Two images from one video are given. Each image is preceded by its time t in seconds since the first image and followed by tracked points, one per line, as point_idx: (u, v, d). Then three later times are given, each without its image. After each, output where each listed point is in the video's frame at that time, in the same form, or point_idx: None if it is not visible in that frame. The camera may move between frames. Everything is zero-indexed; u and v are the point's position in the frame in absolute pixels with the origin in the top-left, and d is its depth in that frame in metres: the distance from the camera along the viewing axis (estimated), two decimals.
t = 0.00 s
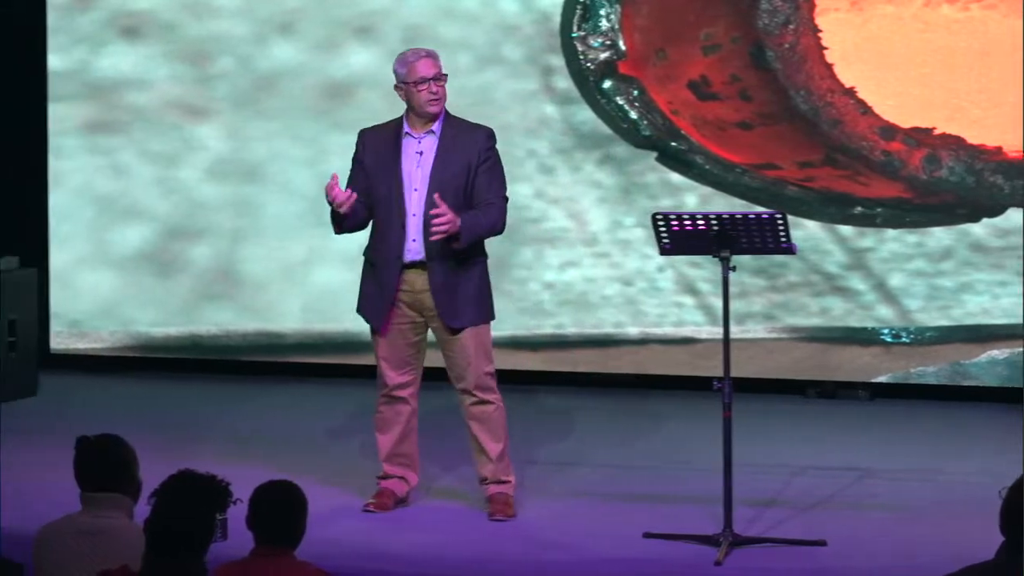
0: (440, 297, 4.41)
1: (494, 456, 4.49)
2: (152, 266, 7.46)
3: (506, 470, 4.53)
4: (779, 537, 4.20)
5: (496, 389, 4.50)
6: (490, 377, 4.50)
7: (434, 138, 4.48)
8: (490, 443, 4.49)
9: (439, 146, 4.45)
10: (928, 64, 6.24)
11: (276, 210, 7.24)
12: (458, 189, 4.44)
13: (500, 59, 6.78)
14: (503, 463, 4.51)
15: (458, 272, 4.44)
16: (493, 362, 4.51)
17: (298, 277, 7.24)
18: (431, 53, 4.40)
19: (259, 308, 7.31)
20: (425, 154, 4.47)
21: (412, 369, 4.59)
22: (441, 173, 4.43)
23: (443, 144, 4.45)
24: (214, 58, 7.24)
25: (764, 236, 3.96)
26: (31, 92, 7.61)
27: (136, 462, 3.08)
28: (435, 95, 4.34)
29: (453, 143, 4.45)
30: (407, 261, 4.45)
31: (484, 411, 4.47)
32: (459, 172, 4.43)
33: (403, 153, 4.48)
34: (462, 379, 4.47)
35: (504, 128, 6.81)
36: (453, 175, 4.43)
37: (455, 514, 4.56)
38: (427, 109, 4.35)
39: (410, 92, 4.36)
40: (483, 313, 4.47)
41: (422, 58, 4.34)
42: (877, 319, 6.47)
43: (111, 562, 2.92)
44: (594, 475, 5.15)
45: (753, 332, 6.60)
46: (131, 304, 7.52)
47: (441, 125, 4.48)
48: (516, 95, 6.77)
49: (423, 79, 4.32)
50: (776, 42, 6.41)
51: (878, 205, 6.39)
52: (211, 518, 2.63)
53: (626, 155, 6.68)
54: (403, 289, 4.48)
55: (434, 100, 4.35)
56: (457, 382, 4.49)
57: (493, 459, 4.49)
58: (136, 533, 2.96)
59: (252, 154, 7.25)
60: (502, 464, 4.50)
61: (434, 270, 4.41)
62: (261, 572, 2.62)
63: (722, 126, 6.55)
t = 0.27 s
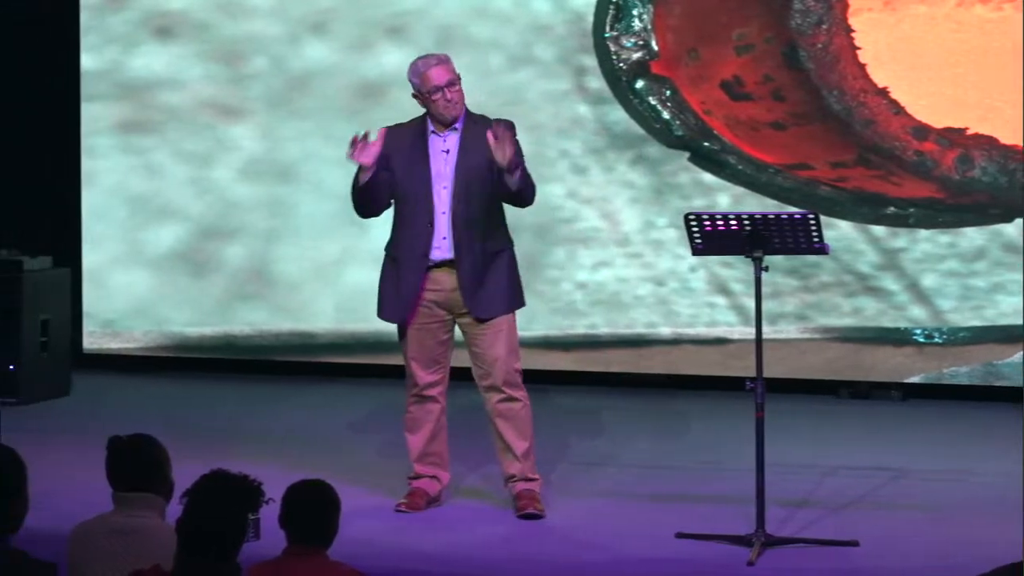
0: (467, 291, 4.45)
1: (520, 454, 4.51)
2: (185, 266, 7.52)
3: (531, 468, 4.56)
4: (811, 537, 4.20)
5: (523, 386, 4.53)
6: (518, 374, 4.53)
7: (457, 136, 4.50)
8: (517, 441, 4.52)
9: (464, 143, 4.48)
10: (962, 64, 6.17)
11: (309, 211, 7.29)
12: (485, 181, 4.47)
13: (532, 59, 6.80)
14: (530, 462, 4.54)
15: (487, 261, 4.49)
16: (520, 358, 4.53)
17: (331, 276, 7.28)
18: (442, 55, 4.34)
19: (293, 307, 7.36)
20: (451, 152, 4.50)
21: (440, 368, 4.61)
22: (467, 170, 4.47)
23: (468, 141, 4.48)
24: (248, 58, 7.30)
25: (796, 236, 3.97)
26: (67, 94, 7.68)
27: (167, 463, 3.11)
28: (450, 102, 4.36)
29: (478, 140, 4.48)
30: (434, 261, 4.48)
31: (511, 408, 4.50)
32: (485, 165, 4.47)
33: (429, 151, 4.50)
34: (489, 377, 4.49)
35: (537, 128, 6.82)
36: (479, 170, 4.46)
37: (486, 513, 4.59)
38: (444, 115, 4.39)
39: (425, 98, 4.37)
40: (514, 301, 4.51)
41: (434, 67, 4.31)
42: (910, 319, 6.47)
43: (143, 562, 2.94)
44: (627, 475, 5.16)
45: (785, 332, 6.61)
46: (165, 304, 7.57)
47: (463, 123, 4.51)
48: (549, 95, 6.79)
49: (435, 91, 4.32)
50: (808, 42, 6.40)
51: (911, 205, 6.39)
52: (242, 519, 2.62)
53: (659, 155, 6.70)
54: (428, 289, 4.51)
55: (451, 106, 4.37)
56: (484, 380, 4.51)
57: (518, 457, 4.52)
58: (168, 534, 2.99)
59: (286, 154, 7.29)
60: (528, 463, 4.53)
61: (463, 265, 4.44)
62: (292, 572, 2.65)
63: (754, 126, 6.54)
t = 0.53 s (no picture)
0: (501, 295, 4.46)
1: (552, 457, 4.52)
2: (208, 266, 7.55)
3: (562, 471, 4.56)
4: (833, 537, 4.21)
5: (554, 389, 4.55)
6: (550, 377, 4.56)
7: (490, 139, 4.53)
8: (548, 444, 4.53)
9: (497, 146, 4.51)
10: (984, 64, 6.19)
11: (332, 211, 7.32)
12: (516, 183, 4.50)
13: (554, 59, 6.81)
14: (560, 465, 4.55)
15: (519, 267, 4.50)
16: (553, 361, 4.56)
17: (353, 276, 7.32)
18: (465, 61, 4.36)
19: (316, 307, 7.39)
20: (483, 155, 4.53)
21: (469, 370, 4.63)
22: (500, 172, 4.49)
23: (500, 144, 4.51)
24: (271, 58, 7.33)
25: (818, 236, 3.98)
26: (88, 94, 7.71)
27: (189, 462, 3.14)
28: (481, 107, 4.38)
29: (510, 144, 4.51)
30: (467, 262, 4.51)
31: (542, 410, 4.51)
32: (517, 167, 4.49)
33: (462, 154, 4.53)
34: (523, 379, 4.51)
35: (559, 128, 6.82)
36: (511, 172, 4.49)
37: (508, 514, 4.61)
38: (476, 120, 4.41)
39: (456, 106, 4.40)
40: (548, 305, 4.51)
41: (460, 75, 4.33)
42: (931, 319, 6.47)
43: (165, 562, 2.96)
44: (648, 475, 5.18)
45: (806, 332, 6.61)
46: (187, 304, 7.61)
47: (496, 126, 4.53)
48: (571, 95, 6.79)
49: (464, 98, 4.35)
50: (831, 42, 6.40)
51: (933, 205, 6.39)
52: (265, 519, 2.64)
53: (681, 155, 6.70)
54: (462, 291, 4.53)
55: (481, 111, 4.39)
56: (516, 383, 4.53)
57: (550, 460, 4.52)
58: (189, 532, 3.02)
59: (308, 154, 7.32)
60: (558, 467, 4.54)
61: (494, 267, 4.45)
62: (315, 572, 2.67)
63: (776, 126, 6.54)
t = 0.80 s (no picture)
0: (527, 296, 4.47)
1: (561, 458, 4.53)
2: (209, 266, 7.55)
3: (566, 473, 4.56)
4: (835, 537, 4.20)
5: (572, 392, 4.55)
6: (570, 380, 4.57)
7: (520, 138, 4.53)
8: (557, 445, 4.53)
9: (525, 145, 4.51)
10: (988, 65, 6.20)
11: (335, 211, 7.32)
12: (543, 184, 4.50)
13: (557, 59, 6.81)
14: (567, 467, 4.56)
15: (546, 269, 4.51)
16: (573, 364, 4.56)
17: (356, 276, 7.33)
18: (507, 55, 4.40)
19: (318, 307, 7.40)
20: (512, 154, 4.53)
21: (490, 372, 4.62)
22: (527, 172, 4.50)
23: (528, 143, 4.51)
24: (273, 58, 7.33)
25: (820, 236, 3.98)
26: (89, 95, 7.72)
27: (191, 462, 3.14)
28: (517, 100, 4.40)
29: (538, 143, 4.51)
30: (496, 261, 4.51)
31: (556, 411, 4.52)
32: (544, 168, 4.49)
33: (492, 152, 4.55)
34: (543, 380, 4.52)
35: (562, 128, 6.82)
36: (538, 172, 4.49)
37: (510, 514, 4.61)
38: (511, 113, 4.42)
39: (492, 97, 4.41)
40: (575, 307, 4.53)
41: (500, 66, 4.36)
42: (934, 319, 6.47)
43: (167, 562, 2.97)
44: (650, 475, 5.18)
45: (809, 332, 6.60)
46: (189, 304, 7.61)
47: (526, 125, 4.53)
48: (574, 95, 6.79)
49: (502, 88, 4.37)
50: (833, 42, 6.39)
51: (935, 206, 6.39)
52: (267, 519, 2.64)
53: (683, 155, 6.70)
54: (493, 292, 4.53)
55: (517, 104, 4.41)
56: (536, 382, 4.54)
57: (557, 461, 4.53)
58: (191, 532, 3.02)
59: (311, 154, 7.33)
60: (563, 469, 4.54)
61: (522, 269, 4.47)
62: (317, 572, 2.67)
63: (779, 126, 6.54)
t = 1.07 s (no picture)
0: (535, 296, 4.46)
1: (558, 460, 4.53)
2: (202, 266, 7.54)
3: (562, 474, 4.56)
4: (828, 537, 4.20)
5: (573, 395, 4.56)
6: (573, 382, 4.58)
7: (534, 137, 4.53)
8: (555, 447, 4.54)
9: (540, 144, 4.51)
10: (982, 65, 6.21)
11: (328, 211, 7.31)
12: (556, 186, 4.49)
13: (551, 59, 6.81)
14: (563, 468, 4.56)
15: (556, 270, 4.49)
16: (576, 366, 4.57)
17: (349, 276, 7.32)
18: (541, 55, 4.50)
19: (311, 307, 7.39)
20: (526, 153, 4.53)
21: (490, 369, 4.61)
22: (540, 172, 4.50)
23: (542, 143, 4.51)
24: (266, 58, 7.32)
25: (815, 236, 3.98)
26: (82, 95, 7.70)
27: (186, 462, 3.14)
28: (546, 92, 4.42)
29: (552, 144, 4.51)
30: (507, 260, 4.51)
31: (557, 413, 4.52)
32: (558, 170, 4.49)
33: (505, 151, 4.54)
34: (546, 381, 4.53)
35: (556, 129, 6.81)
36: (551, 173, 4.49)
37: (505, 514, 4.60)
38: (536, 104, 4.42)
39: (521, 86, 4.42)
40: (583, 309, 4.51)
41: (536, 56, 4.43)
42: (929, 319, 6.47)
43: (161, 562, 2.96)
44: (645, 475, 5.18)
45: (803, 332, 6.58)
46: (181, 304, 7.60)
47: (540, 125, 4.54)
48: (568, 96, 6.79)
49: (536, 75, 4.40)
50: (827, 42, 6.39)
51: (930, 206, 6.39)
52: (262, 518, 2.63)
53: (677, 155, 6.70)
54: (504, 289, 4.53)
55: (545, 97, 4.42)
56: (538, 382, 4.55)
57: (554, 462, 4.53)
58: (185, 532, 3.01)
59: (304, 154, 7.32)
60: (558, 470, 4.54)
61: (532, 269, 4.46)
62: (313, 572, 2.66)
63: (774, 126, 6.54)
